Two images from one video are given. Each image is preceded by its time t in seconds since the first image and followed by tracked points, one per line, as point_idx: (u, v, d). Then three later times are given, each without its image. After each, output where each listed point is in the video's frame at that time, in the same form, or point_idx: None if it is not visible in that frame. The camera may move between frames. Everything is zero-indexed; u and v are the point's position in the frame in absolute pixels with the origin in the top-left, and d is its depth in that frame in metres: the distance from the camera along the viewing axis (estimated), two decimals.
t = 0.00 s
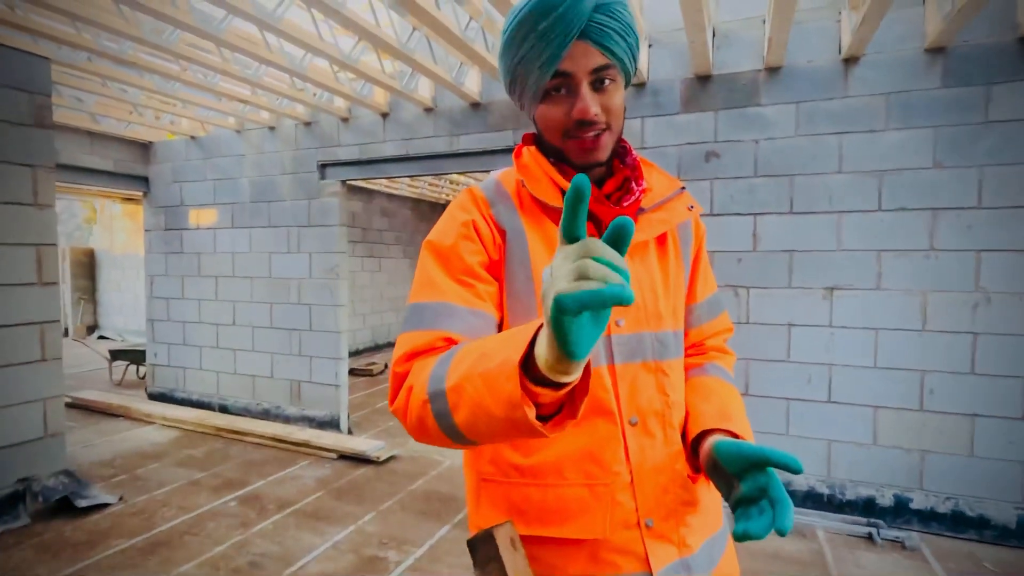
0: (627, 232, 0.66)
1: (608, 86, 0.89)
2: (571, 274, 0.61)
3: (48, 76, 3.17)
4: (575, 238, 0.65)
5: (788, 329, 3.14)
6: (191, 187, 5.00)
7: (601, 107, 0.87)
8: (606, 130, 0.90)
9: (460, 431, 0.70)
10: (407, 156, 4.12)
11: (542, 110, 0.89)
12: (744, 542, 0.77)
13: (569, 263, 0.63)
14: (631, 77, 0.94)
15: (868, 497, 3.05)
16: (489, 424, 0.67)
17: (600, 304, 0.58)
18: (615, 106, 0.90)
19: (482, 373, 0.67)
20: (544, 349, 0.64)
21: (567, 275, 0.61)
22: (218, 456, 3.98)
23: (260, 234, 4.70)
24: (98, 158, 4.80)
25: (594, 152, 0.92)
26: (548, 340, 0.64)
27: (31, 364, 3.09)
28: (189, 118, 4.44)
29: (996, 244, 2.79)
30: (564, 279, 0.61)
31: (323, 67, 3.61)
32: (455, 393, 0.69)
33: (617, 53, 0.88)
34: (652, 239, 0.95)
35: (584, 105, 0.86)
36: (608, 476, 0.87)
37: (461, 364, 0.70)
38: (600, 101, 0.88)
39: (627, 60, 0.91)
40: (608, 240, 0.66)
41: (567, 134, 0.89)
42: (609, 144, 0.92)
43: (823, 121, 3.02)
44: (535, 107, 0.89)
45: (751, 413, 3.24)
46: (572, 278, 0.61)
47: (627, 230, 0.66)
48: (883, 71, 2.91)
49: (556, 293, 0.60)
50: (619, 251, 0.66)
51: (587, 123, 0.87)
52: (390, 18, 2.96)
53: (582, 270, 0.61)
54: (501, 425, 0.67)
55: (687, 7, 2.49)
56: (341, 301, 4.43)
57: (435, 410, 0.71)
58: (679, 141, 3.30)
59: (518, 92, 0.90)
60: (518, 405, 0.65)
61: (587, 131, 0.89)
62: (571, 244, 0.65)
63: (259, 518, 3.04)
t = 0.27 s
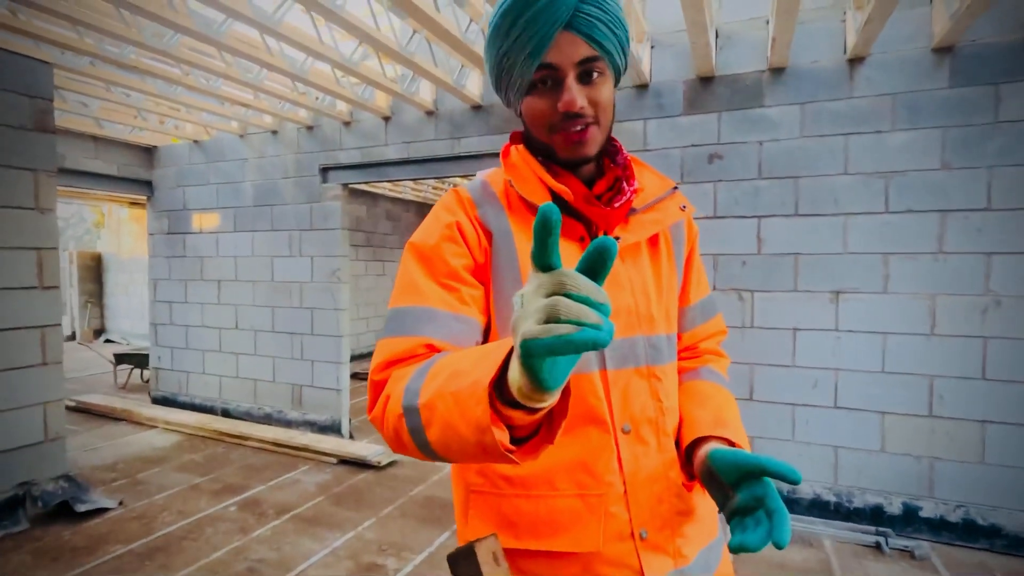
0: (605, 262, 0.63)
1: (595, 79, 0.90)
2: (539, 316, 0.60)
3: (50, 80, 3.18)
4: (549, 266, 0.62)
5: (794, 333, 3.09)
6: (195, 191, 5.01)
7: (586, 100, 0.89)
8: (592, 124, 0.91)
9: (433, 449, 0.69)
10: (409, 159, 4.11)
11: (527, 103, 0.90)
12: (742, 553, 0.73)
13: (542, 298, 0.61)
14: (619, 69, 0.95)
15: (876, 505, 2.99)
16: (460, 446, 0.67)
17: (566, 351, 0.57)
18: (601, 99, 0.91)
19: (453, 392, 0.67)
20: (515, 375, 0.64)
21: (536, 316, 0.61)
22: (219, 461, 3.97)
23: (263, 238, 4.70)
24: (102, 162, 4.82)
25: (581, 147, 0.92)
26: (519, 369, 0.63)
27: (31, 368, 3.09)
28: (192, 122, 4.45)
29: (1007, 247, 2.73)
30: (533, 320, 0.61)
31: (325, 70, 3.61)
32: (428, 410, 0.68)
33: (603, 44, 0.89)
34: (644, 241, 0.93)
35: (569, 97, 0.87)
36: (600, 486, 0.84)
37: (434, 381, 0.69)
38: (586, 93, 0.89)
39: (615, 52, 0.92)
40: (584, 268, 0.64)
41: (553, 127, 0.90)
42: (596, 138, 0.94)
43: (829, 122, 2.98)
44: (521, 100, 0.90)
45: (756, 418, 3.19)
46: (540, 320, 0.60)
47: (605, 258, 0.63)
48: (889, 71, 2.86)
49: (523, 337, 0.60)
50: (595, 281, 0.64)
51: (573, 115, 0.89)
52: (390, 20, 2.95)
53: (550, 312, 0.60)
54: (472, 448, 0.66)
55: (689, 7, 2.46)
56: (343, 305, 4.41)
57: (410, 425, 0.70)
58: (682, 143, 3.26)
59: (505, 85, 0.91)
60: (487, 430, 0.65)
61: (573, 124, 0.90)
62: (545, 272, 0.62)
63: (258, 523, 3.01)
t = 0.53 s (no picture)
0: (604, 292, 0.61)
1: (591, 83, 0.89)
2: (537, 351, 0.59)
3: (61, 90, 3.22)
4: (548, 296, 0.60)
5: (803, 341, 3.04)
6: (204, 197, 5.06)
7: (582, 102, 0.87)
8: (588, 128, 0.89)
9: (423, 473, 0.67)
10: (415, 166, 4.12)
11: (522, 106, 0.88)
12: None
13: (540, 331, 0.59)
14: (615, 76, 0.94)
15: (889, 517, 2.93)
16: (451, 472, 0.65)
17: (563, 389, 0.56)
18: (597, 102, 0.89)
19: (445, 416, 0.65)
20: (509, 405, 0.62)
21: (534, 349, 0.59)
22: (226, 466, 3.98)
23: (271, 244, 4.72)
24: (113, 170, 4.88)
25: (577, 152, 0.90)
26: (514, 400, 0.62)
27: (40, 373, 3.12)
28: (201, 130, 4.50)
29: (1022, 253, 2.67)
30: (530, 353, 0.59)
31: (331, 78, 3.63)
32: (417, 433, 0.66)
33: (599, 48, 0.88)
34: (640, 252, 0.91)
35: (564, 99, 0.86)
36: (593, 503, 0.82)
37: (425, 404, 0.67)
38: (582, 96, 0.88)
39: (611, 58, 0.91)
40: (582, 298, 0.62)
41: (547, 131, 0.89)
42: (593, 143, 0.92)
43: (838, 127, 2.94)
44: (515, 104, 0.89)
45: (765, 427, 3.14)
46: (537, 355, 0.58)
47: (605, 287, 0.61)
48: (899, 75, 2.82)
49: (520, 371, 0.58)
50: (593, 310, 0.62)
51: (568, 117, 0.87)
52: (395, 28, 2.96)
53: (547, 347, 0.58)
54: (463, 476, 0.64)
55: (693, 13, 2.45)
56: (349, 311, 4.42)
57: (399, 447, 0.68)
58: (688, 148, 3.24)
59: (499, 89, 0.90)
60: (480, 459, 0.63)
61: (568, 127, 0.88)
62: (544, 302, 0.60)
63: (262, 530, 3.01)
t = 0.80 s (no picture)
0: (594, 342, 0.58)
1: (585, 100, 0.88)
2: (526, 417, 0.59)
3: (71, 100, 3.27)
4: (539, 353, 0.58)
5: (811, 350, 3.00)
6: (213, 205, 5.10)
7: (574, 120, 0.86)
8: (580, 145, 0.88)
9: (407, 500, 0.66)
10: (421, 173, 4.12)
11: (514, 121, 0.87)
12: None
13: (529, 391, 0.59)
14: (609, 94, 0.93)
15: (901, 531, 2.87)
16: (435, 502, 0.64)
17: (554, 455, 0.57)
18: (590, 121, 0.88)
19: (430, 446, 0.63)
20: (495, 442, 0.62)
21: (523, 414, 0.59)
22: (232, 473, 3.99)
23: (278, 251, 4.75)
24: (124, 178, 4.94)
25: (566, 170, 0.89)
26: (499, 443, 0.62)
27: (48, 381, 3.15)
28: (211, 138, 4.54)
29: None
30: (520, 417, 0.59)
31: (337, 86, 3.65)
32: (401, 462, 0.65)
33: (593, 65, 0.87)
34: (633, 268, 0.91)
35: (556, 115, 0.84)
36: (583, 527, 0.80)
37: (410, 431, 0.65)
38: (574, 113, 0.87)
39: (606, 75, 0.90)
40: (570, 347, 0.60)
41: (539, 147, 0.87)
42: (585, 159, 0.90)
43: (846, 134, 2.90)
44: (507, 119, 0.88)
45: (773, 438, 3.09)
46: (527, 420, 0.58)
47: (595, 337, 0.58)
48: (909, 81, 2.78)
49: (511, 436, 0.59)
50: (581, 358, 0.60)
51: (560, 135, 0.86)
52: (400, 37, 2.97)
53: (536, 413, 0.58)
54: (448, 509, 0.63)
55: (697, 21, 2.43)
56: (355, 318, 4.42)
57: (384, 471, 0.67)
58: (695, 155, 3.21)
59: (493, 104, 0.89)
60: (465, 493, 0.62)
61: (560, 143, 0.87)
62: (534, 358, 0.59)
63: (266, 539, 3.01)
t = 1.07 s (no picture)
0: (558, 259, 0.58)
1: (578, 95, 0.86)
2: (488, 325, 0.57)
3: (79, 104, 3.29)
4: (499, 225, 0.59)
5: (820, 356, 2.95)
6: (220, 208, 5.13)
7: (569, 112, 0.84)
8: (576, 140, 0.86)
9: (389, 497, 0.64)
10: (426, 176, 4.12)
11: (507, 115, 0.85)
12: None
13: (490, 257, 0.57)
14: (603, 91, 0.92)
15: (912, 540, 2.81)
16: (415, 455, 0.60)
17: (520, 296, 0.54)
18: (584, 115, 0.87)
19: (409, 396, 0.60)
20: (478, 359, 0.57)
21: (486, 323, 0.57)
22: (236, 476, 3.99)
23: (284, 254, 4.76)
24: (132, 182, 4.98)
25: (561, 166, 0.86)
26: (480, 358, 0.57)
27: (54, 383, 3.17)
28: (218, 142, 4.57)
29: None
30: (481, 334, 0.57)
31: (342, 90, 3.65)
32: (383, 426, 0.62)
33: (586, 61, 0.86)
34: (630, 273, 0.90)
35: (550, 108, 0.82)
36: (583, 541, 0.77)
37: (392, 387, 0.63)
38: (569, 107, 0.85)
39: (599, 72, 0.89)
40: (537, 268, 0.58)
41: (534, 141, 0.85)
42: (581, 155, 0.88)
43: (855, 135, 2.86)
44: (500, 113, 0.85)
45: (781, 444, 3.05)
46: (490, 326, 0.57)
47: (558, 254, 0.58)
48: (919, 82, 2.73)
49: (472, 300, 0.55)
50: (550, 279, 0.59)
51: (555, 127, 0.83)
52: (404, 40, 2.97)
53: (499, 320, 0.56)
54: (429, 453, 0.59)
55: (702, 22, 2.41)
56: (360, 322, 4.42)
57: (364, 454, 0.64)
58: (701, 158, 3.18)
59: (485, 101, 0.87)
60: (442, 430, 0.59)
61: (555, 137, 0.84)
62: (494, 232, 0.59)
63: (269, 543, 3.00)
